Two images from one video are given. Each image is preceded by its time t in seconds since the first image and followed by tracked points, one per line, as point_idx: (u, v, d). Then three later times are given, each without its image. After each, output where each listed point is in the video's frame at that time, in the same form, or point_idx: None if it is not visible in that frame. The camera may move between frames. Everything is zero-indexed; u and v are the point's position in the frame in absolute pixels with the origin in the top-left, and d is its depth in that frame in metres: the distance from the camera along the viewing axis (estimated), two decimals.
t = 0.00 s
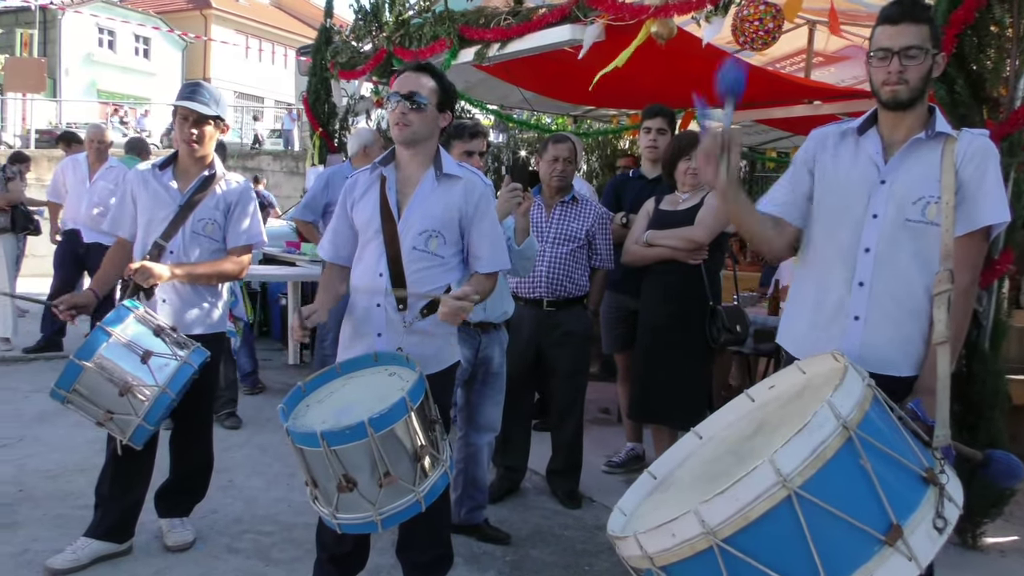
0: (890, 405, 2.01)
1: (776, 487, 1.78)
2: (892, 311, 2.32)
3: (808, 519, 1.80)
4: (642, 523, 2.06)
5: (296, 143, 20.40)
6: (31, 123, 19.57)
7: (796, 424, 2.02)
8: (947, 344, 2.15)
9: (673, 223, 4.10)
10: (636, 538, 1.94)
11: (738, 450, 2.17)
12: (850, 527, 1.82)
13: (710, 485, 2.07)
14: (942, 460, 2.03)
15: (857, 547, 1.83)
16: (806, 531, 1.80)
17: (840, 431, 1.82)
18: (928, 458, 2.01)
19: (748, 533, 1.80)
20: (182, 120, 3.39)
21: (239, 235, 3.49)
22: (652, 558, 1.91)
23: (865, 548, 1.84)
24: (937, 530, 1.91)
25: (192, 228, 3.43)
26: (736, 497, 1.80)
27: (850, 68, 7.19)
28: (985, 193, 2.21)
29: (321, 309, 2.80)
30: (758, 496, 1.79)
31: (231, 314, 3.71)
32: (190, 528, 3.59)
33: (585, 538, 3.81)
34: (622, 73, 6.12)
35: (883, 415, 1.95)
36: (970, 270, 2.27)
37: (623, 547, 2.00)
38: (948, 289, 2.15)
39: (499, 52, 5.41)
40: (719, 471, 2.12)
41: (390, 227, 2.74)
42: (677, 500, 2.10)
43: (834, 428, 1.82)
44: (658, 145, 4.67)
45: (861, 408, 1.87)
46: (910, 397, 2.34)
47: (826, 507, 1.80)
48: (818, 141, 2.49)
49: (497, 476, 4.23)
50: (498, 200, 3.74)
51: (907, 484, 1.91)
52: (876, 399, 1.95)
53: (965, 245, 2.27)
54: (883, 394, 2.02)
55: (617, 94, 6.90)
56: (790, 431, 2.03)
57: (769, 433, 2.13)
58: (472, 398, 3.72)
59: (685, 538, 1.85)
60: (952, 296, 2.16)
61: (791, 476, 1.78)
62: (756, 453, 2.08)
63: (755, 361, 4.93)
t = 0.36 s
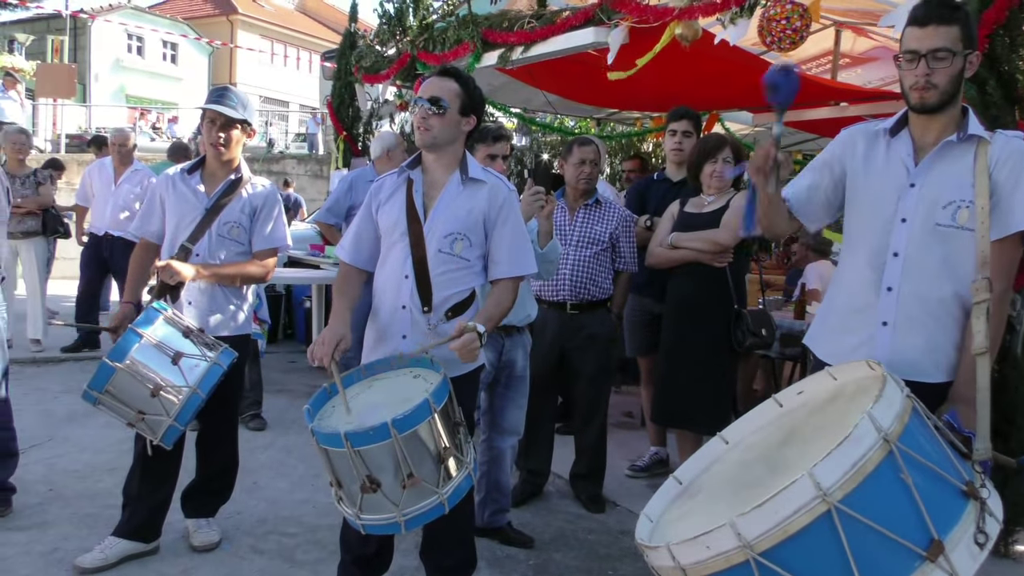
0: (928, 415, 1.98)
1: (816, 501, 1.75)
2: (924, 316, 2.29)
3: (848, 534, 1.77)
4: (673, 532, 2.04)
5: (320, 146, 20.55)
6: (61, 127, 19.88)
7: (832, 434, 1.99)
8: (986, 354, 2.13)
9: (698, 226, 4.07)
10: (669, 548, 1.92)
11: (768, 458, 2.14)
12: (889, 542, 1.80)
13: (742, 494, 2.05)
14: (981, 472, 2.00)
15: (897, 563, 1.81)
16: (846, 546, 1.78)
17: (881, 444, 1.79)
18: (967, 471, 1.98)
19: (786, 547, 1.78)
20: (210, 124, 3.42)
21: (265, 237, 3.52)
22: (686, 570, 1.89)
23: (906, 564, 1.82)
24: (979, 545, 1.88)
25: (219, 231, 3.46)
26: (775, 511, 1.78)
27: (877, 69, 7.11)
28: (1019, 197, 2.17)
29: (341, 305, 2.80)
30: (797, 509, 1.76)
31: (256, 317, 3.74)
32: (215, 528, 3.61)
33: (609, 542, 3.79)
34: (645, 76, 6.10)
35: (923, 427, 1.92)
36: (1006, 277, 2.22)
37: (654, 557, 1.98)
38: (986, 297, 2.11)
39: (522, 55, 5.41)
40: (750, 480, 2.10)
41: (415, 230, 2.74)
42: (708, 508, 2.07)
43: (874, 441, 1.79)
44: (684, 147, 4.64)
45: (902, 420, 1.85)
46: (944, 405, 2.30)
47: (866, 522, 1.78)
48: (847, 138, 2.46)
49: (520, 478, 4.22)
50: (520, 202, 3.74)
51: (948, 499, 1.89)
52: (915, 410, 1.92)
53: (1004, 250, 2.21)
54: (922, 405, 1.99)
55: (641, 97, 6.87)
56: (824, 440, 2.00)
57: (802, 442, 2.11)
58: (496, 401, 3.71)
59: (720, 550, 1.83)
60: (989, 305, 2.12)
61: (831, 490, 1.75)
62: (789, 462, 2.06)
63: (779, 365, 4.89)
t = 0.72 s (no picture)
0: (953, 420, 1.95)
1: (838, 506, 1.73)
2: (948, 320, 2.25)
3: (872, 541, 1.75)
4: (694, 537, 2.02)
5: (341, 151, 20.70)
6: (88, 133, 20.12)
7: (855, 440, 1.97)
8: (1010, 358, 2.08)
9: (721, 229, 4.03)
10: (689, 553, 1.90)
11: (790, 464, 2.12)
12: (913, 548, 1.78)
13: (762, 499, 2.03)
14: (1007, 479, 1.96)
15: (921, 569, 1.79)
16: (869, 552, 1.75)
17: (905, 449, 1.77)
18: (993, 477, 1.94)
19: (808, 552, 1.75)
20: (234, 129, 3.45)
21: (288, 242, 3.55)
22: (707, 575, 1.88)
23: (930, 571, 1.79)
24: (1005, 552, 1.85)
25: (242, 235, 3.48)
26: (796, 516, 1.76)
27: (902, 71, 7.05)
28: None
29: (365, 315, 2.82)
30: (819, 514, 1.74)
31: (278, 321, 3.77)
32: (238, 531, 3.63)
33: (630, 548, 3.77)
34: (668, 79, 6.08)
35: (948, 432, 1.89)
36: None
37: (675, 561, 1.96)
38: (1009, 301, 2.08)
39: (543, 59, 5.41)
40: (771, 485, 2.08)
41: (438, 234, 2.74)
42: (729, 513, 2.06)
43: (898, 446, 1.77)
44: (706, 151, 4.62)
45: (926, 425, 1.82)
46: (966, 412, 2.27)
47: (890, 528, 1.75)
48: (877, 145, 2.45)
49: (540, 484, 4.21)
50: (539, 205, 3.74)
51: (973, 505, 1.86)
52: (940, 415, 1.90)
53: None
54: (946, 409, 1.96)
55: (662, 100, 6.84)
56: (847, 446, 1.98)
57: (824, 447, 2.09)
58: (516, 406, 3.70)
59: (741, 555, 1.81)
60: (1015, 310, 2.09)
61: (854, 496, 1.73)
62: (811, 468, 2.04)
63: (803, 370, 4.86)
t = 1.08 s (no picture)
0: (988, 424, 1.91)
1: (870, 513, 1.70)
2: (988, 322, 2.22)
3: (905, 548, 1.72)
4: (724, 547, 1.98)
5: (367, 154, 20.86)
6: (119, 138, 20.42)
7: (888, 445, 1.93)
8: None
9: (750, 230, 3.99)
10: (718, 563, 1.87)
11: (823, 472, 2.09)
12: (949, 556, 1.74)
13: (794, 510, 1.99)
14: None
15: None
16: (903, 560, 1.72)
17: (939, 455, 1.74)
18: None
19: (840, 561, 1.71)
20: (263, 133, 3.47)
21: (316, 244, 3.56)
22: None
23: None
24: None
25: (270, 237, 3.50)
26: (827, 524, 1.72)
27: (933, 70, 6.94)
28: None
29: (394, 316, 2.84)
30: (851, 522, 1.71)
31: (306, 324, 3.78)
32: (265, 532, 3.65)
33: (657, 552, 3.74)
34: (695, 80, 6.04)
35: (983, 437, 1.86)
36: None
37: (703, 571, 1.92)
38: None
39: (569, 61, 5.39)
40: (803, 494, 2.04)
41: (465, 237, 2.74)
42: (760, 523, 2.02)
43: (932, 451, 1.73)
44: (733, 152, 4.58)
45: (960, 431, 1.79)
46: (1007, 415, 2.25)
47: (924, 535, 1.72)
48: (904, 140, 2.40)
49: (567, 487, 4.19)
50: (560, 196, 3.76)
51: (1010, 512, 1.82)
52: (975, 420, 1.86)
53: None
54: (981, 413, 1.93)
55: (688, 101, 6.80)
56: (880, 452, 1.94)
57: (857, 454, 2.05)
58: (542, 409, 3.68)
59: (771, 565, 1.76)
60: None
61: (886, 503, 1.70)
62: (844, 475, 2.00)
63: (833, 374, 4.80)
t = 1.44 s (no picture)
0: None
1: (915, 525, 1.68)
2: (1018, 324, 2.18)
3: (950, 560, 1.69)
4: (754, 554, 1.95)
5: (389, 155, 20.97)
6: (145, 139, 20.66)
7: (924, 452, 1.90)
8: None
9: (775, 231, 3.95)
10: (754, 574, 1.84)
11: (852, 476, 2.06)
12: (992, 567, 1.73)
13: (823, 516, 1.96)
14: None
15: None
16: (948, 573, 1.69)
17: (983, 465, 1.71)
18: None
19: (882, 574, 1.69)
20: (286, 133, 3.49)
21: (338, 245, 3.57)
22: None
23: None
24: None
25: (294, 238, 3.51)
26: (871, 536, 1.70)
27: (962, 69, 6.85)
28: None
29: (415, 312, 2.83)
30: (895, 534, 1.68)
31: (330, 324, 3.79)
32: (290, 530, 3.67)
33: (681, 555, 3.72)
34: (719, 80, 6.01)
35: None
36: None
37: None
38: None
39: (592, 61, 5.38)
40: (832, 500, 2.01)
41: (487, 237, 2.74)
42: (790, 529, 1.99)
43: (977, 461, 1.71)
44: (756, 151, 4.53)
45: (1004, 439, 1.76)
46: None
47: (968, 547, 1.70)
48: (937, 143, 2.38)
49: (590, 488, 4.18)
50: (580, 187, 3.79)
51: None
52: (1016, 427, 1.84)
53: None
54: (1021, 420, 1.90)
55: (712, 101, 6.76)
56: (914, 459, 1.92)
57: (887, 459, 2.02)
58: (563, 410, 3.66)
59: None
60: None
61: (931, 515, 1.68)
62: (876, 480, 1.97)
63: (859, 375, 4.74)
